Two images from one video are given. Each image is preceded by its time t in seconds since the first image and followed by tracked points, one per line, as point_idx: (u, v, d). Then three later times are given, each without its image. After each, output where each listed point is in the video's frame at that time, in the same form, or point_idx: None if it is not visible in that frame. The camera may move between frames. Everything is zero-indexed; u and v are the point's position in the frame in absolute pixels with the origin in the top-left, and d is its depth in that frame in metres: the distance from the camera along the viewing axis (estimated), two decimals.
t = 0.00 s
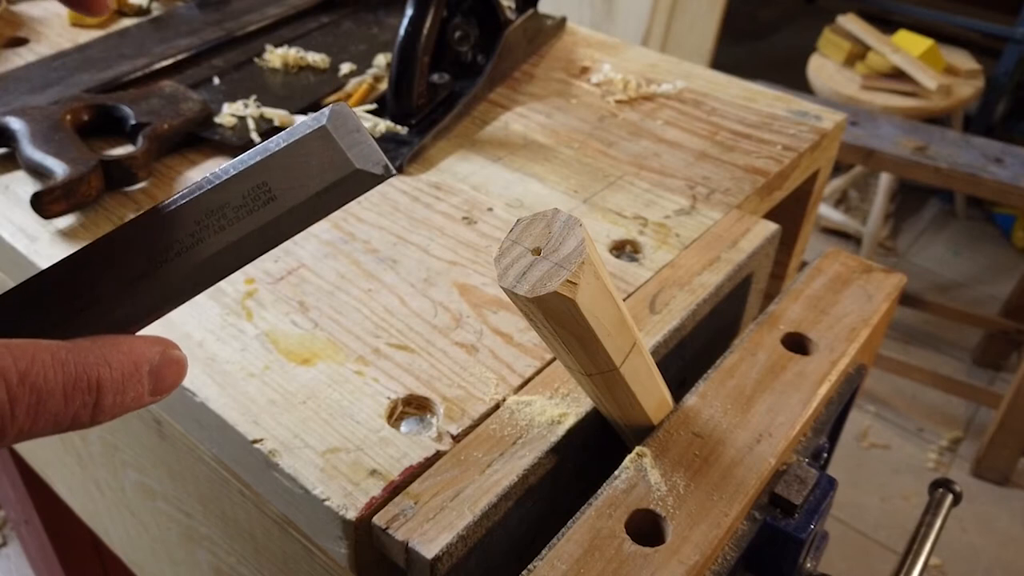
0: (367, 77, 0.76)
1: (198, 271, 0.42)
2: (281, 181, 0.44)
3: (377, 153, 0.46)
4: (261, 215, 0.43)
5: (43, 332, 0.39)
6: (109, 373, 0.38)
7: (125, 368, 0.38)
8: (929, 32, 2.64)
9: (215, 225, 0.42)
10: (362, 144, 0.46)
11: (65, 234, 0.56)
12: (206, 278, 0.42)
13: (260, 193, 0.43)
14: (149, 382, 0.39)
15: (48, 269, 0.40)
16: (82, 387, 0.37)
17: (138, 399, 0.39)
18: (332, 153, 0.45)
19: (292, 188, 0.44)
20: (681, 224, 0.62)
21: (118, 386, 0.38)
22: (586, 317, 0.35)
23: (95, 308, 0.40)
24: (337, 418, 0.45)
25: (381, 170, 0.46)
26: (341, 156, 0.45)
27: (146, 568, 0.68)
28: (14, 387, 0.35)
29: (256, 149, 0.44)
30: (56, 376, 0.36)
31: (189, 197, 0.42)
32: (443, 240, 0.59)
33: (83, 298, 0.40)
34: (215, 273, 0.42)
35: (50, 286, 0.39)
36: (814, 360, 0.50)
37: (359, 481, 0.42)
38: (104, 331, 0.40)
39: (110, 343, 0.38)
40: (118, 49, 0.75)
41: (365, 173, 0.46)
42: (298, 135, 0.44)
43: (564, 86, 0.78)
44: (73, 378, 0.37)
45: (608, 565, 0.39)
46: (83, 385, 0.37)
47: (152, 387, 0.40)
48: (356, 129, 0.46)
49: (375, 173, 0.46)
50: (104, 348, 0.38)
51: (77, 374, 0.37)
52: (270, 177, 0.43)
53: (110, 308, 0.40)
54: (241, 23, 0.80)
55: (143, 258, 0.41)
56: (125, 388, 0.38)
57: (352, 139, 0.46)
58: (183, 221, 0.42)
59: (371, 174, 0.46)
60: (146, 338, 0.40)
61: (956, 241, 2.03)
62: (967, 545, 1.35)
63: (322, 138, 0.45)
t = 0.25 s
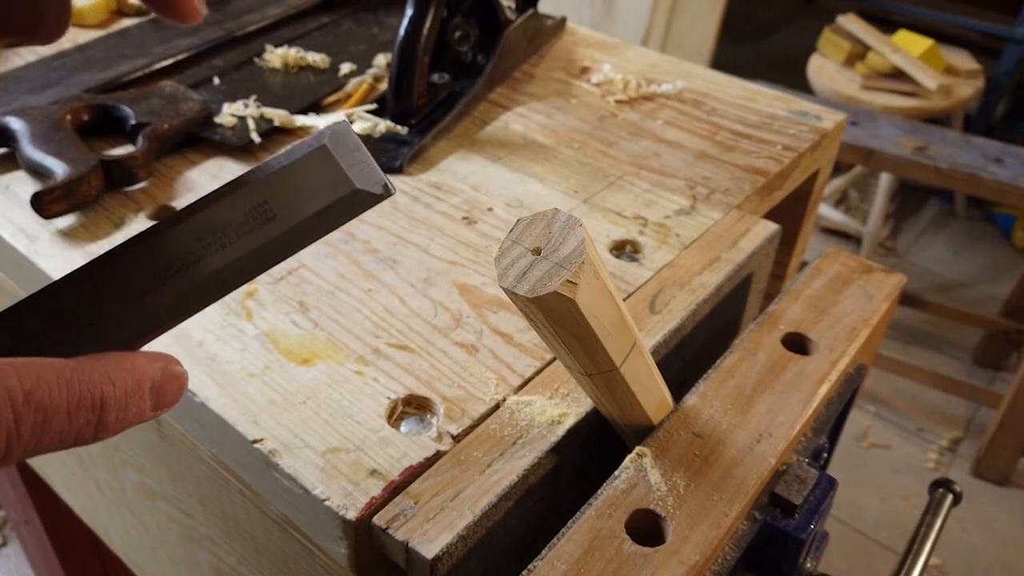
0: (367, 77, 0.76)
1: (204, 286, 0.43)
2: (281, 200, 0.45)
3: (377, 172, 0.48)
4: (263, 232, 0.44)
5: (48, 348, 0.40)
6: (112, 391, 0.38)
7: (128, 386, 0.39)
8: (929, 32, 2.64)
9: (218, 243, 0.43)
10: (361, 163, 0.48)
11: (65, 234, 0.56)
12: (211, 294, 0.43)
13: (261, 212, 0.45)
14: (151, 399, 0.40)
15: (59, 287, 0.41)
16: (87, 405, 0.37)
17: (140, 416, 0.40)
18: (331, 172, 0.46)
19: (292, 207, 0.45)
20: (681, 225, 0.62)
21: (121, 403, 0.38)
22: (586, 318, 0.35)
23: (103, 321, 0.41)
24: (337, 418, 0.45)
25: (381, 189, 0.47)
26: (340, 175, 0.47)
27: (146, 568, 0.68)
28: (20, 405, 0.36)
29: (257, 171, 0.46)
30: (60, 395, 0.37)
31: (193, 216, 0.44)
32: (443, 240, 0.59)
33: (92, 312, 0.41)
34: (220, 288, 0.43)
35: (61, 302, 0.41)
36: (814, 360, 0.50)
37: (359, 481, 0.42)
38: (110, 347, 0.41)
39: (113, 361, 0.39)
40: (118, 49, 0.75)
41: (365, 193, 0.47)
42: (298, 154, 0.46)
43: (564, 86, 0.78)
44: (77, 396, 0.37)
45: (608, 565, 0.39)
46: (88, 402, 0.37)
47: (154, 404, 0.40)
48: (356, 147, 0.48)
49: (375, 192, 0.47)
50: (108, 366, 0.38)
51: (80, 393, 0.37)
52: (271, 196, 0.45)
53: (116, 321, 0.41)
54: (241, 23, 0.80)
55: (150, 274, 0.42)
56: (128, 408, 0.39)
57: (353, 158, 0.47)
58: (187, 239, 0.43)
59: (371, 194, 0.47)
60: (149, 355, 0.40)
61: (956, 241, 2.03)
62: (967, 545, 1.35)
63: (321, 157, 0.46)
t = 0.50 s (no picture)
0: (367, 77, 0.76)
1: (220, 314, 0.41)
2: (299, 225, 0.43)
3: (394, 200, 0.44)
4: (280, 259, 0.42)
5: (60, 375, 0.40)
6: (128, 419, 0.38)
7: (144, 412, 0.38)
8: (930, 32, 2.64)
9: (235, 269, 0.42)
10: (379, 190, 0.45)
11: (65, 234, 0.56)
12: (228, 321, 0.41)
13: (278, 238, 0.43)
14: (167, 425, 0.39)
15: (74, 311, 0.40)
16: (105, 434, 0.37)
17: (155, 442, 0.39)
18: (348, 199, 0.44)
19: (310, 232, 0.43)
20: (681, 225, 0.62)
21: (137, 430, 0.38)
22: (586, 317, 0.35)
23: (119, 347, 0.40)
24: (337, 418, 0.45)
25: (399, 219, 0.44)
26: (356, 202, 0.44)
27: (146, 568, 0.68)
28: (38, 436, 0.35)
29: (276, 194, 0.44)
30: (77, 426, 0.36)
31: (210, 240, 0.42)
32: (444, 240, 0.59)
33: (107, 339, 0.40)
34: (237, 316, 0.42)
35: (77, 329, 0.40)
36: (814, 360, 0.50)
37: (359, 481, 0.42)
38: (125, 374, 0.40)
39: (129, 389, 0.38)
40: (118, 49, 0.75)
41: (382, 222, 0.44)
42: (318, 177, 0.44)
43: (564, 86, 0.78)
44: (94, 425, 0.37)
45: (608, 565, 0.39)
46: (105, 432, 0.37)
47: (170, 429, 0.40)
48: (375, 174, 0.45)
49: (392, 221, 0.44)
50: (124, 395, 0.38)
51: (97, 421, 0.37)
52: (288, 221, 0.43)
53: (132, 347, 0.40)
54: (241, 23, 0.80)
55: (166, 300, 0.41)
56: (146, 436, 0.39)
57: (371, 185, 0.45)
58: (203, 264, 0.42)
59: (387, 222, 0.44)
60: (164, 380, 0.40)
61: (956, 241, 2.03)
62: (967, 545, 1.35)
63: (337, 181, 0.44)
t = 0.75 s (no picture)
0: (367, 77, 0.76)
1: (263, 323, 0.39)
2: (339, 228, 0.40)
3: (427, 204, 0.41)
4: (321, 266, 0.39)
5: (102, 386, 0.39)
6: (185, 418, 0.37)
7: (200, 411, 0.38)
8: (930, 32, 2.64)
9: (278, 274, 0.39)
10: (414, 196, 0.41)
11: (65, 235, 0.56)
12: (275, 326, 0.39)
13: (319, 243, 0.40)
14: (219, 423, 0.39)
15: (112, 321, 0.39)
16: (164, 433, 0.37)
17: (209, 440, 0.39)
18: (381, 203, 0.40)
19: (347, 235, 0.40)
20: (681, 225, 0.62)
21: (194, 428, 0.38)
22: (586, 317, 0.35)
23: (168, 351, 0.39)
24: (337, 418, 0.45)
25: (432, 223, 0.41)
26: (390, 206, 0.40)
27: (146, 568, 0.68)
28: (102, 436, 0.35)
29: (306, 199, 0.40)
30: (140, 425, 0.36)
31: (256, 244, 0.39)
32: (444, 240, 0.59)
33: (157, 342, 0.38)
34: (280, 323, 0.39)
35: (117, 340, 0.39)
36: (814, 360, 0.50)
37: (359, 481, 0.42)
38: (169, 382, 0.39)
39: (184, 387, 0.38)
40: (118, 49, 0.75)
41: (416, 227, 0.41)
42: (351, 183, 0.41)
43: (564, 86, 0.78)
44: (154, 423, 0.36)
45: (608, 565, 0.39)
46: (163, 431, 0.37)
47: (221, 428, 0.39)
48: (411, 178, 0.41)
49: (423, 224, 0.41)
50: (180, 394, 0.37)
51: (156, 420, 0.36)
52: (331, 225, 0.40)
53: (180, 349, 0.39)
54: (241, 23, 0.80)
55: (212, 304, 0.39)
56: (202, 432, 0.38)
57: (406, 190, 0.41)
58: (250, 268, 0.39)
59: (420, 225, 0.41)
60: (214, 378, 0.39)
61: (956, 241, 2.03)
62: (967, 545, 1.35)
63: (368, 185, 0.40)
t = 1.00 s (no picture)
0: (367, 77, 0.76)
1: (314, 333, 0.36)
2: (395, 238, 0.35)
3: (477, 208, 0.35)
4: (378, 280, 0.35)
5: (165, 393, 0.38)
6: (257, 418, 0.37)
7: (272, 410, 0.38)
8: (930, 32, 2.64)
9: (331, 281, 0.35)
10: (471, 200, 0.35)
11: (65, 235, 0.56)
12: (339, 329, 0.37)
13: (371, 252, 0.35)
14: (290, 423, 0.38)
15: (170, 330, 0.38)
16: (238, 433, 0.36)
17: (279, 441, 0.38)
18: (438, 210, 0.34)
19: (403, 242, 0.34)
20: (681, 225, 0.62)
21: (267, 428, 0.37)
22: (586, 317, 0.35)
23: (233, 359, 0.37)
24: (337, 418, 0.45)
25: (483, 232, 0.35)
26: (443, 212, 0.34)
27: (146, 568, 0.68)
28: (184, 437, 0.35)
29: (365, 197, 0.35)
30: (215, 425, 0.36)
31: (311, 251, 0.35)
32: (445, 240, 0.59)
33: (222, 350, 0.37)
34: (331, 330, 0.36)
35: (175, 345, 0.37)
36: (814, 360, 0.50)
37: (359, 481, 0.42)
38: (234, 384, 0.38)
39: (255, 390, 0.38)
40: (118, 49, 0.75)
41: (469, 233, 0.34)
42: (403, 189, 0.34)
43: (564, 86, 0.79)
44: (230, 424, 0.36)
45: (608, 565, 0.39)
46: (238, 431, 0.36)
47: (291, 428, 0.39)
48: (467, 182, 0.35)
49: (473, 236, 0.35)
50: (253, 396, 0.37)
51: (231, 420, 0.36)
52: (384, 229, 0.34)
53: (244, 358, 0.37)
54: (241, 23, 0.80)
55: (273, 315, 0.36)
56: (275, 433, 0.38)
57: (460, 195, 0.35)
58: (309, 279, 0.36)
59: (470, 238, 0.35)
60: (284, 380, 0.39)
61: (956, 241, 2.03)
62: (967, 546, 1.35)
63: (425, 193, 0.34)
